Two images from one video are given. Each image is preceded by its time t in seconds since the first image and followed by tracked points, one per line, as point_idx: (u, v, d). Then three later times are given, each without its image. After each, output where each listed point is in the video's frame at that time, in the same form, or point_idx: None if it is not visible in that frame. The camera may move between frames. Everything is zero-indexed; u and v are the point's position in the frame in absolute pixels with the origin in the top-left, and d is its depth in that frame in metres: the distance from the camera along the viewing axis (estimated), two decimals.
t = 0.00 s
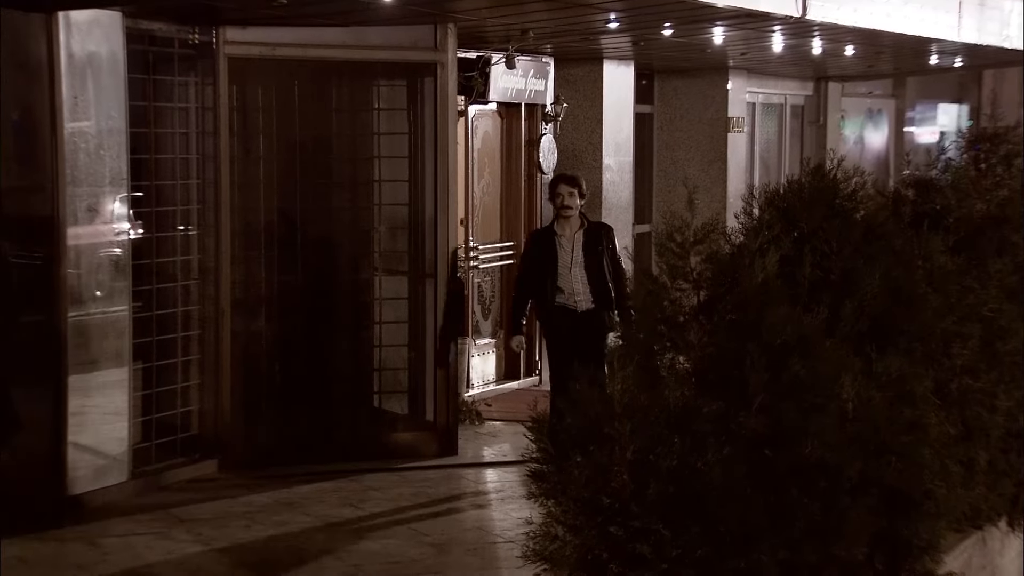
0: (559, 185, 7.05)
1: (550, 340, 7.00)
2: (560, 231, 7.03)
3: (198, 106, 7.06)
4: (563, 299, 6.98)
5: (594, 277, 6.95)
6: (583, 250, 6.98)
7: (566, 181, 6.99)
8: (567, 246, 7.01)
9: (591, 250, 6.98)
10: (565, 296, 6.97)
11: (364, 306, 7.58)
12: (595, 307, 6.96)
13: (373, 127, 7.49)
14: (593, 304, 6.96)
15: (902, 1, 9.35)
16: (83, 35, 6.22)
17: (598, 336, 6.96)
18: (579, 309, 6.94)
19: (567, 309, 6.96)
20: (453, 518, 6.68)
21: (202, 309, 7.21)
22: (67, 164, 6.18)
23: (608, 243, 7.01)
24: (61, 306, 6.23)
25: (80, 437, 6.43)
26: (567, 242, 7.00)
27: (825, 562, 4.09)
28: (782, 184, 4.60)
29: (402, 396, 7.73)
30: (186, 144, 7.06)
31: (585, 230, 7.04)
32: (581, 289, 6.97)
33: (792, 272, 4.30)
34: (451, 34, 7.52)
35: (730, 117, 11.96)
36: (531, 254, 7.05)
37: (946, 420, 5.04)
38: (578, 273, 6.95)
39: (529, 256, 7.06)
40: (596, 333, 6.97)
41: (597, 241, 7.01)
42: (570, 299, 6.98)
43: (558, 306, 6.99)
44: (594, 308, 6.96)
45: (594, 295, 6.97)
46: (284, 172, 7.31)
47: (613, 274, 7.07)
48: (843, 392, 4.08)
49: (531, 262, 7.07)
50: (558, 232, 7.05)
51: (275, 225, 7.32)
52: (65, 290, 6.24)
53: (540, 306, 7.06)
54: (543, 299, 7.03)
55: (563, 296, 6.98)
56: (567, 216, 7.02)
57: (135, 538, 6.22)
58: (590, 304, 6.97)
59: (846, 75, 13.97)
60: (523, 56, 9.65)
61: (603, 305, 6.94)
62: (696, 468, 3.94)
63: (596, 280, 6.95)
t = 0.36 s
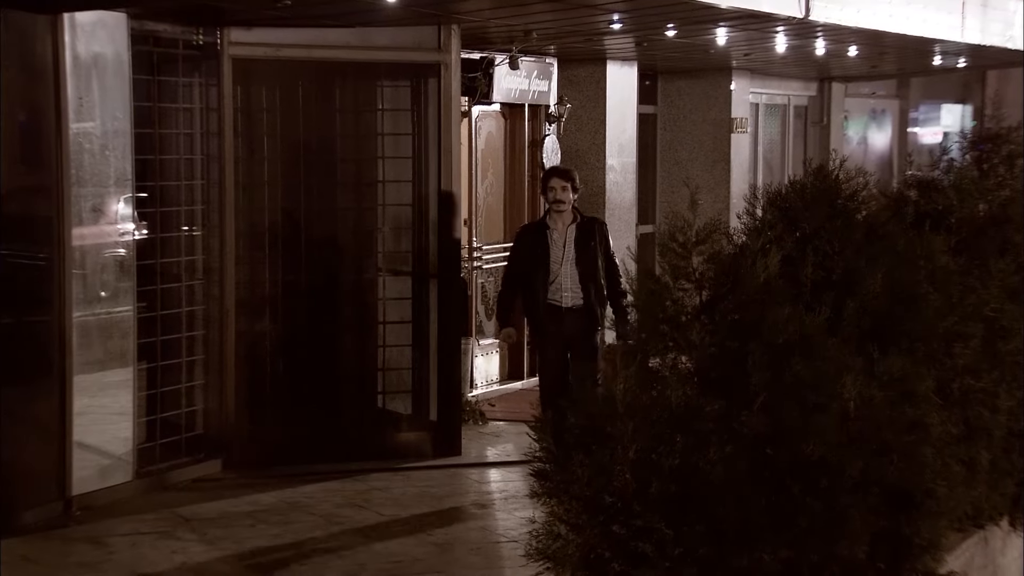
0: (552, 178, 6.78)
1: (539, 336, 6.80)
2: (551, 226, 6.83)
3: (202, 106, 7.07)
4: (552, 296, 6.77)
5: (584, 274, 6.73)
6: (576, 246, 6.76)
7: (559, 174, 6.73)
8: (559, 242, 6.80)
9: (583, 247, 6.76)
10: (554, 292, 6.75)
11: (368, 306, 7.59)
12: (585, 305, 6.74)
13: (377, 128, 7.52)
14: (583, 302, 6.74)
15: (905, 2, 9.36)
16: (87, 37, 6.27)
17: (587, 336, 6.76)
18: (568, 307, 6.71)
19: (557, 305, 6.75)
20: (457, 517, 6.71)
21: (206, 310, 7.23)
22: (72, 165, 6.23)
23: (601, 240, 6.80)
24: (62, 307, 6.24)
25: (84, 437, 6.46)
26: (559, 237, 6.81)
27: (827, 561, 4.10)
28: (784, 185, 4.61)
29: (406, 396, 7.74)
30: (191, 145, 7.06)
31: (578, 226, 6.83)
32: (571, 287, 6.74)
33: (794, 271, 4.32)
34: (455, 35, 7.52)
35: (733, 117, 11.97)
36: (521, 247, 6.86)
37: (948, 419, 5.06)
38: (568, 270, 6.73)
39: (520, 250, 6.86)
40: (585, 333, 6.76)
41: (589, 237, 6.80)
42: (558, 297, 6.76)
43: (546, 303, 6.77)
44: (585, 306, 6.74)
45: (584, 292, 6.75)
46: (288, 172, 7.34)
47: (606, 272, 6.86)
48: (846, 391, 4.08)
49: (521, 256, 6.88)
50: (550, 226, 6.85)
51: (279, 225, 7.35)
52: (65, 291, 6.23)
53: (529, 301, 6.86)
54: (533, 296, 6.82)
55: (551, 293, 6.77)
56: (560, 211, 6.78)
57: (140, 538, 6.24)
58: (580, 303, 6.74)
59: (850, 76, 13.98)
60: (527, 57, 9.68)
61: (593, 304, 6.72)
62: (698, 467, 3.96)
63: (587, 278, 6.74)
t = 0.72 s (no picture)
0: (551, 187, 6.80)
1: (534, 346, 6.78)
2: (550, 235, 6.80)
3: (206, 106, 7.09)
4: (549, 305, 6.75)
5: (582, 284, 6.71)
6: (573, 256, 6.75)
7: (560, 182, 6.76)
8: (557, 251, 6.79)
9: (581, 257, 6.75)
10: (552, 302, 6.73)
11: (370, 305, 7.60)
12: (581, 315, 6.71)
13: (380, 127, 7.53)
14: (579, 313, 6.71)
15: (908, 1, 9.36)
16: (91, 36, 6.29)
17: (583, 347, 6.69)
18: (564, 317, 6.69)
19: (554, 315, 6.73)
20: (459, 516, 6.72)
21: (210, 309, 7.25)
22: (76, 164, 6.26)
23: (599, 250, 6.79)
24: (65, 306, 6.28)
25: (87, 435, 6.50)
26: (557, 246, 6.79)
27: (829, 559, 4.11)
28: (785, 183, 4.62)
29: (408, 395, 7.77)
30: (194, 144, 7.09)
31: (577, 235, 6.82)
32: (568, 297, 6.72)
33: (795, 271, 4.32)
34: (458, 34, 7.56)
35: (736, 117, 11.98)
36: (518, 255, 6.85)
37: (950, 418, 5.07)
38: (566, 281, 6.72)
39: (518, 258, 6.85)
40: (580, 345, 6.69)
41: (587, 247, 6.79)
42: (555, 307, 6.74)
43: (543, 312, 6.74)
44: (582, 317, 6.72)
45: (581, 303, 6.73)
46: (291, 170, 7.34)
47: (603, 284, 6.86)
48: (846, 388, 4.08)
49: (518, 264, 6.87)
50: (548, 235, 6.83)
51: (282, 224, 7.35)
52: (69, 289, 6.26)
53: (526, 311, 6.82)
54: (529, 305, 6.79)
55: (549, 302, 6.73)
56: (558, 219, 6.78)
57: (144, 536, 6.26)
58: (576, 314, 6.72)
59: (853, 75, 13.99)
60: (529, 56, 9.69)
61: (590, 314, 6.69)
62: (699, 464, 3.98)
63: (584, 289, 6.72)
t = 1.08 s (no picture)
0: (547, 179, 6.49)
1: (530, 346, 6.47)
2: (544, 229, 6.48)
3: (212, 101, 7.11)
4: (546, 303, 6.43)
5: (578, 281, 6.38)
6: (569, 251, 6.41)
7: (555, 175, 6.42)
8: (553, 245, 6.47)
9: (577, 252, 6.40)
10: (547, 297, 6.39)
11: (376, 300, 7.62)
12: (578, 313, 6.39)
13: (385, 122, 7.54)
14: (577, 311, 6.39)
15: None
16: (97, 32, 6.30)
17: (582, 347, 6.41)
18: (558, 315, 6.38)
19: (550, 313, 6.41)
20: (464, 510, 6.74)
21: (215, 304, 7.28)
22: (81, 160, 6.28)
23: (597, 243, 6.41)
24: (72, 301, 6.30)
25: (94, 430, 6.52)
26: (554, 241, 6.46)
27: (833, 554, 4.10)
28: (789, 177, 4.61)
29: (414, 390, 7.80)
30: (200, 139, 7.10)
31: (574, 228, 6.46)
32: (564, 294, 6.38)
33: (798, 266, 4.32)
34: (463, 29, 7.58)
35: (741, 112, 11.97)
36: (513, 251, 6.54)
37: (954, 412, 5.06)
38: (561, 277, 6.39)
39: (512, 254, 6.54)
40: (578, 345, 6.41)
41: (584, 241, 6.43)
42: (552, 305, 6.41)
43: (537, 309, 6.43)
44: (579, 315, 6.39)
45: (578, 300, 6.39)
46: (296, 165, 7.35)
47: (601, 278, 6.45)
48: (850, 382, 4.08)
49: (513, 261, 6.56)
50: (544, 229, 6.51)
51: (287, 220, 7.37)
52: (76, 284, 6.29)
53: (521, 307, 6.54)
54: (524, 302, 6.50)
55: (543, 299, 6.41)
56: (554, 213, 6.45)
57: (150, 530, 6.29)
58: (573, 311, 6.39)
59: (858, 70, 13.98)
60: (534, 52, 9.70)
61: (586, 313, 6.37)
62: (703, 459, 3.94)
63: (581, 285, 6.38)
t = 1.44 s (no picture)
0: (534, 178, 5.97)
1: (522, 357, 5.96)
2: (534, 232, 5.96)
3: (220, 99, 7.13)
4: (537, 308, 5.93)
5: (570, 285, 5.93)
6: (561, 253, 5.94)
7: (544, 173, 5.90)
8: (542, 249, 5.96)
9: (569, 255, 5.94)
10: (541, 303, 5.92)
11: (383, 296, 7.65)
12: (572, 320, 5.92)
13: (393, 119, 7.57)
14: (570, 318, 5.93)
15: None
16: (105, 29, 6.33)
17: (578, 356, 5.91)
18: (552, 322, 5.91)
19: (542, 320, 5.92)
20: (471, 507, 6.75)
21: (223, 300, 7.29)
22: (90, 158, 6.31)
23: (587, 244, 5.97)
24: (80, 298, 6.32)
25: (102, 427, 6.55)
26: (543, 244, 5.95)
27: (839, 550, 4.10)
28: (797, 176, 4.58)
29: (421, 387, 7.77)
30: (208, 137, 7.12)
31: (564, 229, 5.98)
32: (557, 298, 5.93)
33: (804, 263, 4.28)
34: (471, 26, 7.55)
35: (749, 109, 11.97)
36: (500, 255, 6.01)
37: (961, 409, 5.05)
38: (552, 283, 5.94)
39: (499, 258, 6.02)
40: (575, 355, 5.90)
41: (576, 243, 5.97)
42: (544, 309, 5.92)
43: (528, 317, 5.92)
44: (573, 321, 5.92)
45: (569, 305, 5.94)
46: (303, 162, 7.40)
47: (593, 283, 5.98)
48: (856, 379, 3.99)
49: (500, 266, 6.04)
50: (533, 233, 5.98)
51: (294, 217, 7.42)
52: (85, 281, 6.31)
53: (510, 316, 5.97)
54: (514, 311, 5.95)
55: (534, 307, 5.92)
56: (543, 214, 5.95)
57: (158, 526, 6.31)
58: (567, 318, 5.92)
59: (866, 67, 13.97)
60: (541, 49, 9.71)
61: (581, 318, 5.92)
62: (708, 456, 3.87)
63: (574, 290, 5.94)
